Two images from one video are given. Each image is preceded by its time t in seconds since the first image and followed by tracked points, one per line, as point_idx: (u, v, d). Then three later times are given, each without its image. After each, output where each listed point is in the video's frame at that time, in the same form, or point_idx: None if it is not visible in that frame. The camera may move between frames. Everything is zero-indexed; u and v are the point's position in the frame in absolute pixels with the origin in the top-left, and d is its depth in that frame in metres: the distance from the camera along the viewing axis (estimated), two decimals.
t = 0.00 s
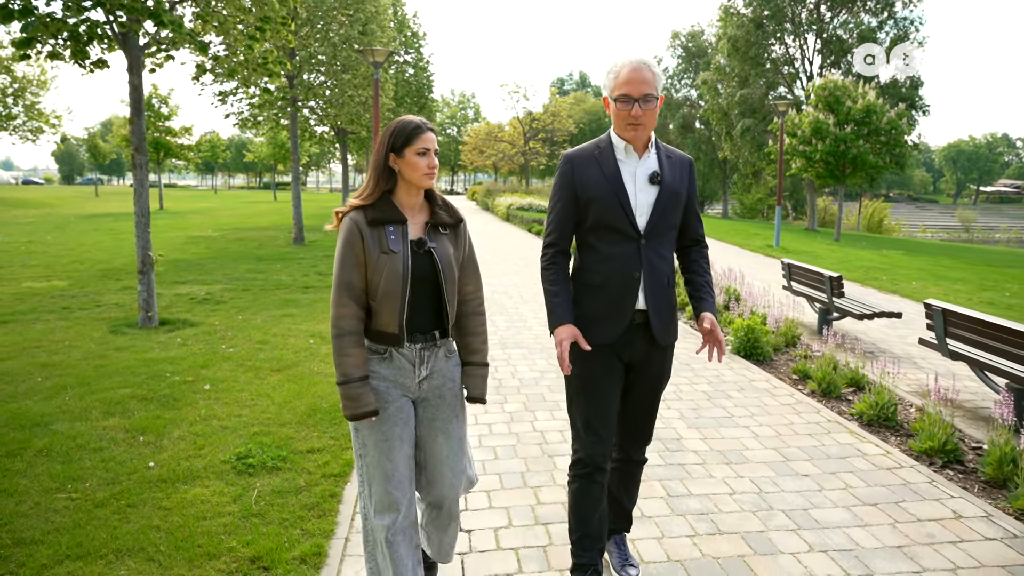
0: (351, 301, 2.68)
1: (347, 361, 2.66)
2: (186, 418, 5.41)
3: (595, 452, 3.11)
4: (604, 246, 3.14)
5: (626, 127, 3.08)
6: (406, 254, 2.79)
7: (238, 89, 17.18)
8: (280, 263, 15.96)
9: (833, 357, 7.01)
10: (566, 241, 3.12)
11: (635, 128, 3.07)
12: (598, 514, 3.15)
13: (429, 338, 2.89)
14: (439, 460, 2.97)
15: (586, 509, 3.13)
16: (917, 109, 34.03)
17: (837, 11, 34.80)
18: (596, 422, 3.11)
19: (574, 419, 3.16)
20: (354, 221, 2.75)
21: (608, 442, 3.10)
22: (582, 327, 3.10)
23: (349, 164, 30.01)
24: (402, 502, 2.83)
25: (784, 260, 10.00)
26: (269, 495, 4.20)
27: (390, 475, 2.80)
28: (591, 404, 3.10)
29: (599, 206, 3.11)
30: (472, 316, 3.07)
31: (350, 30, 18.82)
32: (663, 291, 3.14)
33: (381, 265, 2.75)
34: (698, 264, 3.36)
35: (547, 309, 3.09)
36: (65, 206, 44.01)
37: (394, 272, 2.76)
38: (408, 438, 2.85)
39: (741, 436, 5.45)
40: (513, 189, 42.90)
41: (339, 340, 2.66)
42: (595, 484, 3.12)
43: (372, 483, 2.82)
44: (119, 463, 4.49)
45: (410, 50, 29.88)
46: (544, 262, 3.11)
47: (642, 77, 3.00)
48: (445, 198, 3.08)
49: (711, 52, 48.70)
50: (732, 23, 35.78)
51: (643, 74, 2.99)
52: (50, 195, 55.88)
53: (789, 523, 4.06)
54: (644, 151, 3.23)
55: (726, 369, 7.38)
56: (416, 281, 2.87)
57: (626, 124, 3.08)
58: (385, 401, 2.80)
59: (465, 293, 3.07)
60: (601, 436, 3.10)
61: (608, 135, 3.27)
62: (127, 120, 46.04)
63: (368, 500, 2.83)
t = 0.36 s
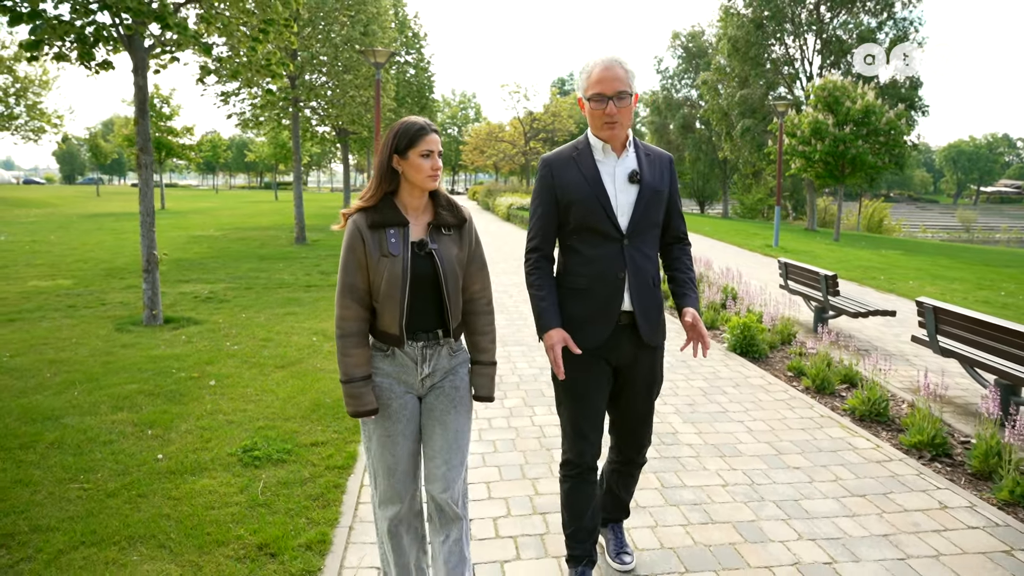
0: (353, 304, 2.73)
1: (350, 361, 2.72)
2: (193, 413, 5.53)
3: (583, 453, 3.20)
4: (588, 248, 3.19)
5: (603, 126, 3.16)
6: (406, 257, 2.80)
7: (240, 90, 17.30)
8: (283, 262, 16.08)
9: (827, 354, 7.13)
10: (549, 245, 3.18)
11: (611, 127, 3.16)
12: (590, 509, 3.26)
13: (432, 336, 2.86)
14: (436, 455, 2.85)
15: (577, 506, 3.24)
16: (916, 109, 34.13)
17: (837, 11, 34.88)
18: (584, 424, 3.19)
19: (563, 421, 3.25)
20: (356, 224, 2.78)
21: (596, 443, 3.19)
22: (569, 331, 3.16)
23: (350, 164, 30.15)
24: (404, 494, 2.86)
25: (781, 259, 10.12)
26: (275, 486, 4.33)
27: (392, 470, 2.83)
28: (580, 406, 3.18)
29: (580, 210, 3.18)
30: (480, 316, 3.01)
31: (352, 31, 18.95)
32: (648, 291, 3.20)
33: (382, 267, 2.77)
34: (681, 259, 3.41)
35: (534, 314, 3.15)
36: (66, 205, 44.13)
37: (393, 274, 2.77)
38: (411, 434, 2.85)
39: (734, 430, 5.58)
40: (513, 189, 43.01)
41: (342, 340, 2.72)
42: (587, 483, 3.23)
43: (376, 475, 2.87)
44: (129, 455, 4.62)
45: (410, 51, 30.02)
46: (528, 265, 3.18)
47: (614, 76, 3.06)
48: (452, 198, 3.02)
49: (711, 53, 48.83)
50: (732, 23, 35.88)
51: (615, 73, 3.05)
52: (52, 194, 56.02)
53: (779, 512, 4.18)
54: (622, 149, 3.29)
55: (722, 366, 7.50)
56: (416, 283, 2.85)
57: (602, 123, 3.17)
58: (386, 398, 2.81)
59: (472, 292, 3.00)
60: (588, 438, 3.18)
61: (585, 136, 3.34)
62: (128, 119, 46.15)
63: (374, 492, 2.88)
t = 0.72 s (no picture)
0: (360, 304, 2.75)
1: (358, 360, 2.75)
2: (199, 407, 5.67)
3: (575, 447, 3.25)
4: (571, 250, 3.19)
5: (584, 128, 3.15)
6: (412, 257, 2.81)
7: (242, 91, 17.42)
8: (285, 261, 16.22)
9: (821, 351, 7.25)
10: (532, 247, 3.18)
11: (593, 128, 3.15)
12: (580, 499, 3.35)
13: (439, 338, 2.85)
14: (436, 456, 2.84)
15: (570, 493, 3.33)
16: (915, 110, 34.24)
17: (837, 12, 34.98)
18: (575, 421, 3.22)
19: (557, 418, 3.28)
20: (364, 224, 2.80)
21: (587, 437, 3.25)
22: (554, 333, 3.17)
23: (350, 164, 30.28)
24: (408, 490, 2.88)
25: (777, 258, 10.24)
26: (281, 476, 4.46)
27: (398, 465, 2.87)
28: (571, 403, 3.22)
29: (561, 211, 3.18)
30: (487, 317, 2.96)
31: (353, 32, 19.09)
32: (633, 290, 3.17)
33: (388, 266, 2.79)
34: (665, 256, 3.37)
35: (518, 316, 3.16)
36: (68, 205, 44.24)
37: (399, 274, 2.79)
38: (417, 435, 2.88)
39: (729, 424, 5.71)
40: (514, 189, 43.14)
41: (350, 340, 2.75)
42: (580, 473, 3.30)
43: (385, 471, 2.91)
44: (139, 448, 4.75)
45: (411, 51, 30.16)
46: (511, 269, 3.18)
47: (596, 77, 3.05)
48: (461, 200, 3.01)
49: (711, 53, 48.97)
50: (731, 24, 35.99)
51: (597, 74, 3.05)
52: (54, 194, 56.17)
53: (769, 502, 4.31)
54: (604, 150, 3.28)
55: (718, 363, 7.62)
56: (422, 282, 2.85)
57: (584, 125, 3.17)
58: (393, 397, 2.84)
59: (479, 294, 2.96)
60: (580, 432, 3.23)
61: (567, 137, 3.34)
62: (129, 119, 46.32)
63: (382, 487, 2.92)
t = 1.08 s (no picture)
0: (360, 301, 2.78)
1: (357, 357, 2.77)
2: (203, 402, 5.79)
3: (571, 445, 3.34)
4: (571, 255, 3.27)
5: (584, 133, 3.24)
6: (412, 252, 2.85)
7: (243, 91, 17.55)
8: (285, 260, 16.36)
9: (813, 348, 7.37)
10: (534, 251, 3.29)
11: (592, 134, 3.23)
12: (575, 492, 3.46)
13: (439, 337, 2.89)
14: (438, 457, 2.91)
15: (564, 486, 3.44)
16: (914, 110, 34.36)
17: (836, 12, 35.09)
18: (572, 421, 3.32)
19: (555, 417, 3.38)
20: (364, 220, 2.84)
21: (582, 438, 3.33)
22: (552, 335, 3.26)
23: (350, 164, 30.41)
24: (408, 488, 2.96)
25: (771, 257, 10.37)
26: (283, 468, 4.59)
27: (399, 463, 2.93)
28: (568, 403, 3.31)
29: (561, 216, 3.26)
30: (489, 314, 3.02)
31: (353, 33, 19.23)
32: (630, 295, 3.22)
33: (388, 262, 2.82)
34: (669, 260, 3.40)
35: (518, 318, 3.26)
36: (69, 205, 44.37)
37: (399, 270, 2.82)
38: (417, 434, 2.93)
39: (719, 418, 5.86)
40: (513, 189, 43.24)
41: (350, 337, 2.77)
42: (576, 469, 3.41)
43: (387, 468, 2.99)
44: (144, 441, 4.88)
45: (411, 52, 30.30)
46: (513, 272, 3.29)
47: (596, 83, 3.13)
48: (461, 196, 3.06)
49: (711, 53, 49.12)
50: (730, 24, 36.09)
51: (597, 80, 3.12)
52: (55, 194, 56.26)
53: (756, 493, 4.45)
54: (606, 155, 3.35)
55: (712, 360, 7.77)
56: (422, 279, 2.89)
57: (584, 130, 3.25)
58: (394, 397, 2.89)
59: (480, 291, 3.02)
60: (575, 432, 3.32)
61: (571, 142, 3.42)
62: (130, 119, 46.46)
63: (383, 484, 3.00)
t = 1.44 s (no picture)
0: (357, 301, 2.78)
1: (354, 357, 2.76)
2: (206, 397, 5.92)
3: (570, 447, 3.33)
4: (584, 251, 3.20)
5: (605, 128, 3.12)
6: (410, 254, 2.85)
7: (243, 92, 17.68)
8: (286, 260, 16.51)
9: (804, 345, 7.50)
10: (552, 246, 3.27)
11: (613, 128, 3.11)
12: (567, 489, 3.47)
13: (438, 336, 2.92)
14: (441, 458, 2.97)
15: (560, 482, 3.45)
16: (912, 110, 34.49)
17: (834, 13, 35.21)
18: (574, 422, 3.27)
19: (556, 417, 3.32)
20: (362, 220, 2.84)
21: (583, 440, 3.32)
22: (561, 331, 3.20)
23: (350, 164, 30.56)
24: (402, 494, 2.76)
25: (765, 257, 10.52)
26: (284, 460, 4.72)
27: (390, 467, 2.77)
28: (570, 403, 3.25)
29: (576, 211, 3.19)
30: (486, 315, 3.05)
31: (353, 34, 19.37)
32: (642, 297, 3.10)
33: (387, 263, 2.82)
34: (690, 264, 3.20)
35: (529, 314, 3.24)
36: (69, 205, 44.52)
37: (397, 271, 2.82)
38: (411, 433, 2.86)
39: (710, 413, 5.99)
40: (513, 189, 43.37)
41: (347, 337, 2.77)
42: (572, 469, 3.42)
43: (374, 480, 2.80)
44: (149, 434, 5.02)
45: (411, 52, 30.46)
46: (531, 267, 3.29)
47: (618, 76, 3.01)
48: (460, 198, 3.07)
49: (710, 54, 49.29)
50: (729, 25, 36.20)
51: (619, 73, 3.01)
52: (56, 195, 56.41)
53: (743, 484, 4.58)
54: (626, 151, 3.23)
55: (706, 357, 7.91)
56: (420, 281, 2.90)
57: (604, 124, 3.12)
58: (391, 395, 2.85)
59: (478, 291, 3.05)
60: (574, 435, 3.29)
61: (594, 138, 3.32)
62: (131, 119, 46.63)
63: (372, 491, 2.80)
